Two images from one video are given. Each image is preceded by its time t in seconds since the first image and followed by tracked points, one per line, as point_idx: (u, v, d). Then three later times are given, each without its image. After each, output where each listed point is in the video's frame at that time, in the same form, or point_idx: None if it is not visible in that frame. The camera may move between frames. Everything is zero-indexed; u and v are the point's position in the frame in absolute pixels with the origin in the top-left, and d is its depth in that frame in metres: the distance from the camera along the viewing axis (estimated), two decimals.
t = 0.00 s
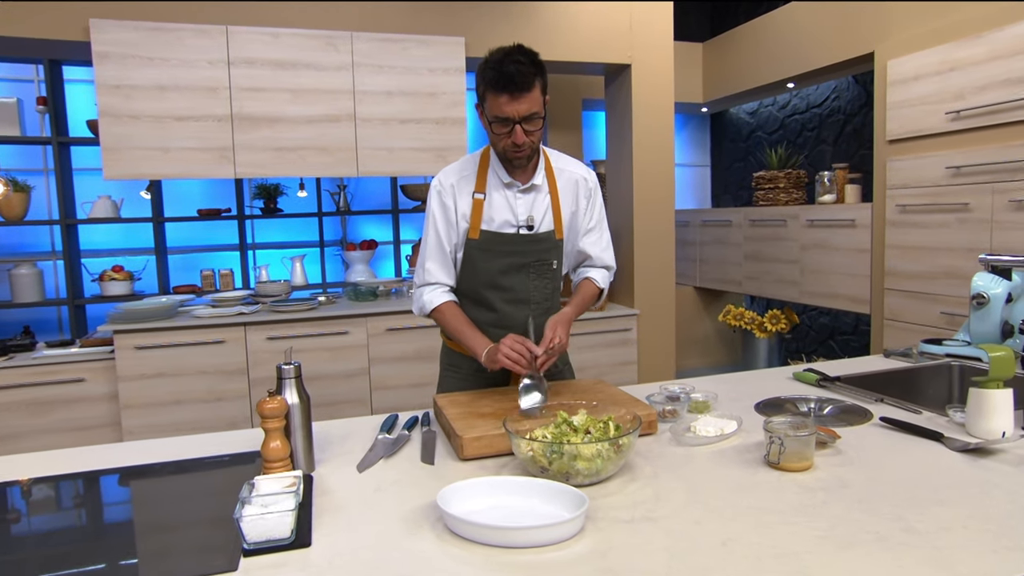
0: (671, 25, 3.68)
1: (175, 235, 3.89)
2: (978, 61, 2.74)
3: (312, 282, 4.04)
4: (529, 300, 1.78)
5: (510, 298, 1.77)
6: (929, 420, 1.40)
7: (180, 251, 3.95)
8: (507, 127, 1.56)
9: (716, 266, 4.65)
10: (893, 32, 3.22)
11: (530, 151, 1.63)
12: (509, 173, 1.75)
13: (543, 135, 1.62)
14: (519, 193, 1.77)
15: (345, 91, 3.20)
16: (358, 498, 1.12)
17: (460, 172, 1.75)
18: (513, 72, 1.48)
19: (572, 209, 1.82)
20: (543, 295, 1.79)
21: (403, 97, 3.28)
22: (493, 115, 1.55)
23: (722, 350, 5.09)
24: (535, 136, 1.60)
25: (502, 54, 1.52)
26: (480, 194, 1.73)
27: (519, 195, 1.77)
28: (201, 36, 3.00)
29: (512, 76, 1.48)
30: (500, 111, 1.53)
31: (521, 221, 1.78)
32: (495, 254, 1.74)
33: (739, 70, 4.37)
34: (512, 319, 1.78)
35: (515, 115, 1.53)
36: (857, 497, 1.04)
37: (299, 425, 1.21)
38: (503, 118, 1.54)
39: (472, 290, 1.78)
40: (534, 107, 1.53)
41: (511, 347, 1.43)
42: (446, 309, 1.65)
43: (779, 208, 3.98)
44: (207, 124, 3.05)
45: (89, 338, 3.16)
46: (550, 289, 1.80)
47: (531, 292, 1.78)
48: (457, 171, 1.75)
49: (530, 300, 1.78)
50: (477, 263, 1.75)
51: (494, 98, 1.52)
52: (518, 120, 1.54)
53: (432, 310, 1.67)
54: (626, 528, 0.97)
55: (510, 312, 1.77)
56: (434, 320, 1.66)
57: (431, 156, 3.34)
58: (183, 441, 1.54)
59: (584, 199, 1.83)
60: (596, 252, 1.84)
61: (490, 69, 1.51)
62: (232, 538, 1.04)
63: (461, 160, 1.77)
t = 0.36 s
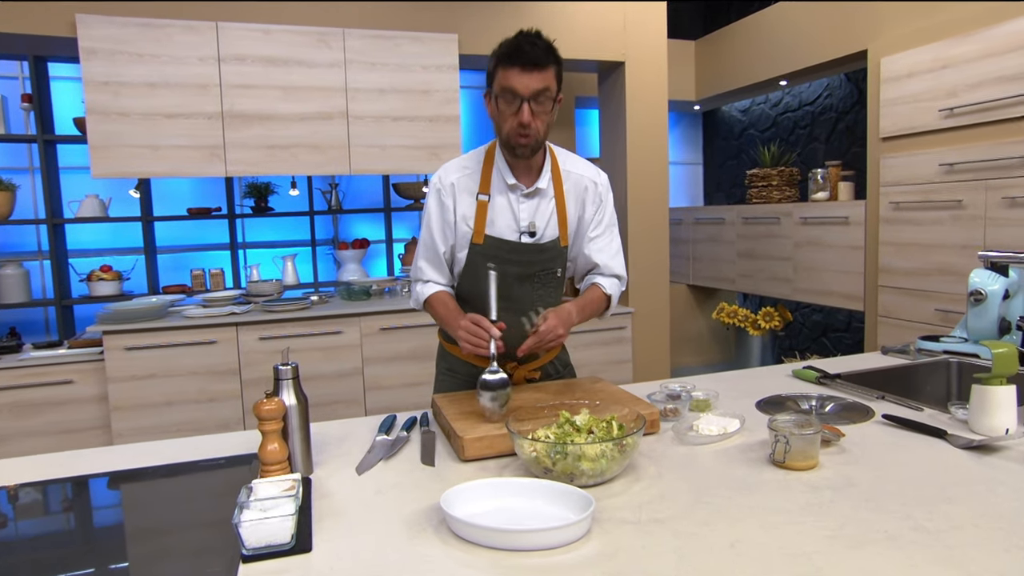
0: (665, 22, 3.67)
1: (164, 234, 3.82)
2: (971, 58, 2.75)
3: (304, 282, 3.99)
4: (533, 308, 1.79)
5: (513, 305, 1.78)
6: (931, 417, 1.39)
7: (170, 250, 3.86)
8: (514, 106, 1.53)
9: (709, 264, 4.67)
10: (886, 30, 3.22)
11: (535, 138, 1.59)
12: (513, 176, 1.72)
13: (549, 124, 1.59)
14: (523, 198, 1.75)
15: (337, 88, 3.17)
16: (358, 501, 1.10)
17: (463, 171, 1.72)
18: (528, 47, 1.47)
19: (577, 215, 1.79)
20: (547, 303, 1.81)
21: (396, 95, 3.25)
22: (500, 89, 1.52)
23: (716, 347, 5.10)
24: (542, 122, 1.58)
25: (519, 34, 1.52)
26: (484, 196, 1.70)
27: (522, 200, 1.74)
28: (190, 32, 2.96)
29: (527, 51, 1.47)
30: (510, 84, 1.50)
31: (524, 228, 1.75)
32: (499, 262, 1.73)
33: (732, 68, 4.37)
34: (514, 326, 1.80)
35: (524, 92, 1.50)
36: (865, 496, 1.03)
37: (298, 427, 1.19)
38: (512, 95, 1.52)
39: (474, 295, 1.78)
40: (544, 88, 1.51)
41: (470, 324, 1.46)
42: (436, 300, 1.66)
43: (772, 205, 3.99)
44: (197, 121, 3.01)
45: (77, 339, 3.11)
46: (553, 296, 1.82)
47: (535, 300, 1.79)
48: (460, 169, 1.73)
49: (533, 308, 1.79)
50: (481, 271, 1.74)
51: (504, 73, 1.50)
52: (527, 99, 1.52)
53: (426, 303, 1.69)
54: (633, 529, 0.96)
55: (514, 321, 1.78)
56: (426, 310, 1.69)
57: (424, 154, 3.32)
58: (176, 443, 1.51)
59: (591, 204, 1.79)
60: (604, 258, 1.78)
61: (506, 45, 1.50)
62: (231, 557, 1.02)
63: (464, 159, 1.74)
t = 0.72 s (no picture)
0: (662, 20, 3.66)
1: (157, 233, 3.78)
2: (968, 55, 2.75)
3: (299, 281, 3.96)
4: (535, 300, 1.73)
5: (517, 296, 1.72)
6: (936, 415, 1.39)
7: (164, 249, 3.83)
8: (541, 83, 1.59)
9: (705, 263, 4.68)
10: (882, 27, 3.22)
11: (552, 122, 1.62)
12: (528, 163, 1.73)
13: (569, 115, 1.64)
14: (535, 187, 1.74)
15: (332, 85, 3.14)
16: (359, 503, 1.08)
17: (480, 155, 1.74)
18: (567, 32, 1.58)
19: (589, 209, 1.79)
20: (549, 297, 1.74)
21: (392, 92, 3.23)
22: (532, 66, 1.59)
23: (712, 345, 5.11)
24: (564, 110, 1.62)
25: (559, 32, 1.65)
26: (497, 181, 1.70)
27: (534, 188, 1.74)
28: (183, 29, 2.93)
29: (565, 36, 1.58)
30: (542, 61, 1.58)
31: (533, 217, 1.74)
32: (506, 248, 1.70)
33: (728, 65, 4.36)
34: (517, 318, 1.72)
35: (552, 72, 1.58)
36: (874, 495, 1.02)
37: (296, 428, 1.17)
38: (541, 72, 1.59)
39: (479, 284, 1.73)
40: (574, 74, 1.59)
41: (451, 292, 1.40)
42: (431, 271, 1.70)
43: (769, 203, 3.99)
44: (191, 119, 2.98)
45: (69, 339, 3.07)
46: (557, 291, 1.75)
47: (538, 292, 1.73)
48: (477, 152, 1.74)
49: (536, 300, 1.73)
50: (489, 255, 1.72)
51: (540, 51, 1.59)
52: (553, 79, 1.59)
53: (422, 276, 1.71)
54: (641, 530, 0.94)
55: (514, 310, 1.71)
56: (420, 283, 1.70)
57: (420, 152, 3.30)
58: (170, 445, 1.48)
59: (604, 203, 1.82)
60: (620, 255, 1.86)
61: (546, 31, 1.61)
62: (230, 561, 1.00)
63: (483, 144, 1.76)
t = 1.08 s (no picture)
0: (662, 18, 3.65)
1: (154, 232, 3.75)
2: (968, 53, 2.74)
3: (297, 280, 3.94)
4: (540, 297, 1.70)
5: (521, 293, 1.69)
6: (941, 414, 1.37)
7: (161, 248, 3.80)
8: (551, 97, 1.56)
9: (705, 261, 4.67)
10: (883, 26, 3.21)
11: (571, 129, 1.61)
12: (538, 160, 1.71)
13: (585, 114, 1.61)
14: (545, 183, 1.73)
15: (330, 83, 3.12)
16: (361, 504, 1.06)
17: (490, 150, 1.75)
18: (564, 40, 1.51)
19: (596, 208, 1.78)
20: (554, 295, 1.72)
21: (390, 90, 3.21)
22: (538, 84, 1.55)
23: (711, 344, 5.11)
24: (578, 113, 1.60)
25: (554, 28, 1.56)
26: (506, 177, 1.71)
27: (544, 184, 1.72)
28: (180, 26, 2.91)
29: (564, 44, 1.51)
30: (546, 77, 1.53)
31: (542, 213, 1.72)
32: (511, 243, 1.68)
33: (727, 63, 4.35)
34: (520, 315, 1.70)
35: (562, 85, 1.54)
36: (882, 496, 1.01)
37: (296, 428, 1.16)
38: (548, 87, 1.54)
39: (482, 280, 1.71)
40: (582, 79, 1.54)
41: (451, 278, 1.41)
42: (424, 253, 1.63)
43: (768, 201, 3.99)
44: (188, 117, 2.96)
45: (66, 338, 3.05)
46: (562, 289, 1.73)
47: (542, 290, 1.71)
48: (487, 147, 1.75)
49: (540, 298, 1.71)
50: (492, 250, 1.70)
51: (540, 65, 1.53)
52: (563, 90, 1.55)
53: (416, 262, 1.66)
54: (647, 531, 0.93)
55: (518, 307, 1.69)
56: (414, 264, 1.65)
57: (419, 150, 3.28)
58: (168, 445, 1.47)
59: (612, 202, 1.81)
60: (627, 255, 1.84)
61: (542, 39, 1.54)
62: (230, 564, 0.99)
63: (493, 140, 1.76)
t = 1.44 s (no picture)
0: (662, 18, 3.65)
1: (153, 233, 3.74)
2: (968, 54, 2.74)
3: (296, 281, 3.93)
4: (535, 304, 1.71)
5: (516, 302, 1.70)
6: (944, 416, 1.37)
7: (159, 249, 3.79)
8: (517, 119, 1.50)
9: (704, 262, 4.66)
10: (883, 26, 3.20)
11: (541, 145, 1.57)
12: (518, 170, 1.69)
13: (555, 126, 1.56)
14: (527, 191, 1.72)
15: (329, 83, 3.11)
16: (360, 507, 1.05)
17: (466, 162, 1.71)
18: (521, 60, 1.42)
19: (584, 202, 1.77)
20: (550, 299, 1.72)
21: (390, 90, 3.20)
22: (502, 108, 1.49)
23: (711, 345, 5.12)
24: (548, 128, 1.54)
25: (510, 40, 1.46)
26: (488, 188, 1.68)
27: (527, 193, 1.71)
28: (179, 25, 2.90)
29: (521, 65, 1.42)
30: (509, 103, 1.47)
31: (529, 220, 1.72)
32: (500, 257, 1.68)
33: (727, 64, 4.35)
34: (517, 324, 1.69)
35: (525, 107, 1.47)
36: (885, 498, 1.00)
37: (294, 429, 1.15)
38: (513, 110, 1.48)
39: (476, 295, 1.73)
40: (545, 97, 1.47)
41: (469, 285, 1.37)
42: (427, 284, 1.54)
43: (768, 202, 3.98)
44: (186, 116, 2.95)
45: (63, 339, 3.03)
46: (557, 293, 1.73)
47: (537, 296, 1.71)
48: (463, 160, 1.71)
49: (536, 305, 1.71)
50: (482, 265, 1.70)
51: (501, 88, 1.46)
52: (528, 111, 1.48)
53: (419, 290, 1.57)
54: (649, 535, 0.92)
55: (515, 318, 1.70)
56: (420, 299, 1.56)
57: (418, 150, 3.27)
58: (165, 446, 1.45)
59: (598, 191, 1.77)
60: (630, 243, 1.76)
61: (499, 57, 1.45)
62: (228, 566, 0.98)
63: (466, 150, 1.72)
